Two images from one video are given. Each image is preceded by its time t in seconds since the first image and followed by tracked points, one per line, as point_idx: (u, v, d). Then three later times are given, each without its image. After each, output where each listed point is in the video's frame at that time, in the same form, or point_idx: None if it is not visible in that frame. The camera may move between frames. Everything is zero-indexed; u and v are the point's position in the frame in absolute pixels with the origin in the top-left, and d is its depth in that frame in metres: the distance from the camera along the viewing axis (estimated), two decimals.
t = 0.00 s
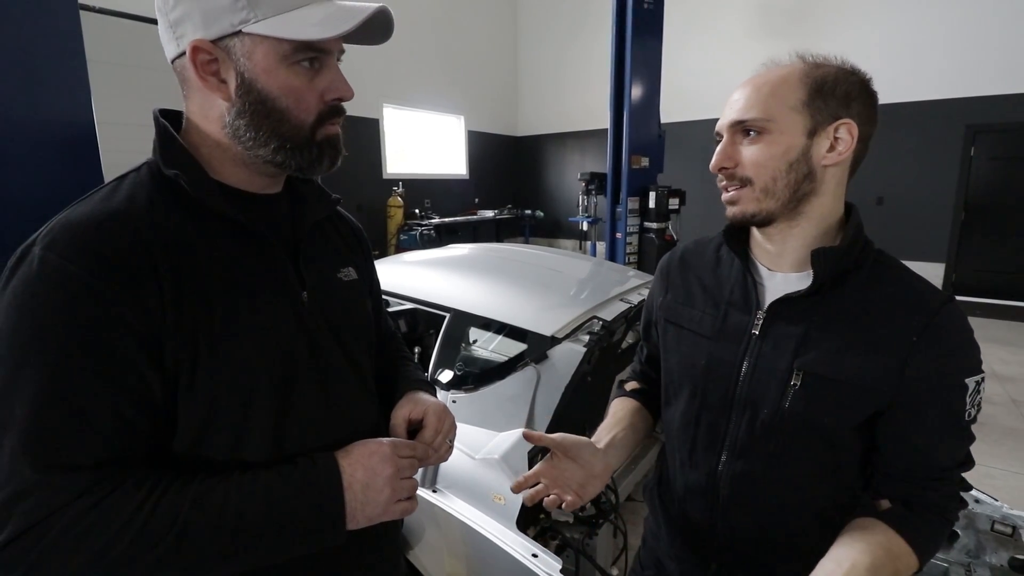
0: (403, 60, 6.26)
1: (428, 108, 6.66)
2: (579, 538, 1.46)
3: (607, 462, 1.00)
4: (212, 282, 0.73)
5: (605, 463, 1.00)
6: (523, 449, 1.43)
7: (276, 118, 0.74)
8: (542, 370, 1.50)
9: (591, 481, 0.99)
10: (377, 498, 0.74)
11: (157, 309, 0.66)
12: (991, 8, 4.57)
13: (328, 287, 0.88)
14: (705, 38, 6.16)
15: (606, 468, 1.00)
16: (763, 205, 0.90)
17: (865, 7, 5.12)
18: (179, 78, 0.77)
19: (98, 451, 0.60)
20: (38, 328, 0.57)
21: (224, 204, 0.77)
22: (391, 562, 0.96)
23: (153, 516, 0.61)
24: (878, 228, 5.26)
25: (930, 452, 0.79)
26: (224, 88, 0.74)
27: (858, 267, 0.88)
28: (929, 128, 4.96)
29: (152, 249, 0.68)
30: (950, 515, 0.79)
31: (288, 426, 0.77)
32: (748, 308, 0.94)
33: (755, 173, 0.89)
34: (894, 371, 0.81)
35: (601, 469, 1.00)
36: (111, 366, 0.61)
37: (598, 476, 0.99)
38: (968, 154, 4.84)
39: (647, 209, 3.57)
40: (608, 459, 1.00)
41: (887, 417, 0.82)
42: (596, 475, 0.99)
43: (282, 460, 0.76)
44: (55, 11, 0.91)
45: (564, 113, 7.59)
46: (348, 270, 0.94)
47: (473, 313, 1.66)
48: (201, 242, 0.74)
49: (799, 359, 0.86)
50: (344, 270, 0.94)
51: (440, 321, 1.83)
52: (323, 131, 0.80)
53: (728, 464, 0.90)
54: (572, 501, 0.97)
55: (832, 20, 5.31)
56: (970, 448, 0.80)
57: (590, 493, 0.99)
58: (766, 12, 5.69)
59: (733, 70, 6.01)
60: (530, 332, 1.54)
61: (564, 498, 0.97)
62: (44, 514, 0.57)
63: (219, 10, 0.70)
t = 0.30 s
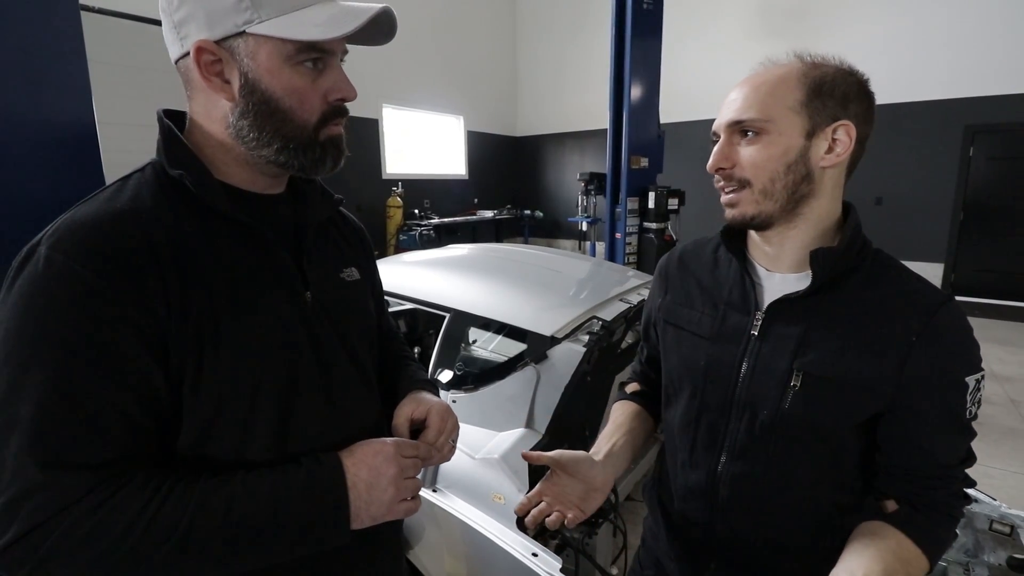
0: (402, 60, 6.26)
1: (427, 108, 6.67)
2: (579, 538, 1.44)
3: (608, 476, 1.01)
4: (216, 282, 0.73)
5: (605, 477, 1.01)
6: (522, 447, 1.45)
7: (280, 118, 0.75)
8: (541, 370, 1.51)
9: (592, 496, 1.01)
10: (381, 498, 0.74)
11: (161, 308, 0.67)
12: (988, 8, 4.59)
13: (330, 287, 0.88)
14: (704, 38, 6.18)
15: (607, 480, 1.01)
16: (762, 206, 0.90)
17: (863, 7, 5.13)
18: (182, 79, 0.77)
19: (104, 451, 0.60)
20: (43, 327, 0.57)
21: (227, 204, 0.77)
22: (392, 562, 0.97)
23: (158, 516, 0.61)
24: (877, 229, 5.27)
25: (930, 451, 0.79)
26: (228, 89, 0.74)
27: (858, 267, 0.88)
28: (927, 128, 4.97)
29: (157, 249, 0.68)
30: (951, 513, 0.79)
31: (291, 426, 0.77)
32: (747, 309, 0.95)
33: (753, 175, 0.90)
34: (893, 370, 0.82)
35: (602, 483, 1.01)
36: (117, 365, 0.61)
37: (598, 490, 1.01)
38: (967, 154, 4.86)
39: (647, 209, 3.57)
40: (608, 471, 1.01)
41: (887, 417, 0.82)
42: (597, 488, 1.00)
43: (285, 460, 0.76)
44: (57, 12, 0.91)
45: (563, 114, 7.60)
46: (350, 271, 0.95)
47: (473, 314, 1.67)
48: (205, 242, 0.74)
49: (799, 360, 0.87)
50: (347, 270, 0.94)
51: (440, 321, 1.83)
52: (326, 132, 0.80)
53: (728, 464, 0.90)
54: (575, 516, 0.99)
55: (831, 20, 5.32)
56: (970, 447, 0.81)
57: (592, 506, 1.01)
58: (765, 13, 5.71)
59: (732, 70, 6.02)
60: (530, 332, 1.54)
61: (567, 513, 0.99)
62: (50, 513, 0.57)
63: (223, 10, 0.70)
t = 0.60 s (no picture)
0: (401, 60, 6.26)
1: (426, 108, 6.66)
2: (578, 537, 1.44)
3: (605, 475, 1.01)
4: (217, 281, 0.73)
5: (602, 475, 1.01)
6: (522, 447, 1.46)
7: (281, 118, 0.75)
8: (541, 369, 1.52)
9: (590, 495, 1.01)
10: (382, 498, 0.74)
11: (163, 307, 0.67)
12: (986, 8, 4.61)
13: (331, 286, 0.88)
14: (702, 38, 6.19)
15: (604, 479, 1.01)
16: (759, 207, 0.91)
17: (862, 7, 5.14)
18: (183, 78, 0.77)
19: (105, 450, 0.60)
20: (44, 326, 0.57)
21: (228, 204, 0.77)
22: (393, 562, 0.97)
23: (159, 515, 0.61)
24: (876, 229, 5.28)
25: (931, 450, 0.80)
26: (229, 88, 0.74)
27: (858, 267, 0.88)
28: (926, 128, 4.98)
29: (158, 248, 0.68)
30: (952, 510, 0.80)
31: (293, 426, 0.77)
32: (747, 308, 0.95)
33: (749, 175, 0.90)
34: (894, 369, 0.82)
35: (599, 482, 1.01)
36: (118, 364, 0.61)
37: (596, 489, 1.01)
38: (965, 154, 4.87)
39: (646, 209, 3.58)
40: (605, 470, 1.01)
41: (888, 417, 0.82)
42: (595, 487, 1.01)
43: (286, 459, 0.76)
44: (55, 11, 0.91)
45: (562, 114, 7.60)
46: (351, 270, 0.95)
47: (472, 313, 1.67)
48: (206, 241, 0.74)
49: (799, 360, 0.87)
50: (348, 270, 0.94)
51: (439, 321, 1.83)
52: (327, 131, 0.80)
53: (728, 464, 0.91)
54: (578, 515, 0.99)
55: (829, 20, 5.33)
56: (972, 444, 0.81)
57: (590, 504, 1.01)
58: (763, 13, 5.72)
59: (730, 71, 6.03)
60: (529, 332, 1.54)
61: (569, 513, 1.00)
62: (52, 513, 0.57)
63: (224, 10, 0.70)
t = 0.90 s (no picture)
0: (400, 59, 6.26)
1: (424, 107, 6.66)
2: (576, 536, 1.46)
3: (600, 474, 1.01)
4: (218, 280, 0.73)
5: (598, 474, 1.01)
6: (520, 447, 1.45)
7: (281, 116, 0.75)
8: (540, 369, 1.51)
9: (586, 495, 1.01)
10: (382, 497, 0.75)
11: (163, 307, 0.67)
12: (984, 11, 4.62)
13: (331, 286, 0.88)
14: (701, 39, 6.20)
15: (599, 479, 1.01)
16: (756, 210, 0.91)
17: (860, 9, 5.16)
18: (183, 76, 0.77)
19: (105, 449, 0.60)
20: (45, 325, 0.57)
21: (228, 203, 0.77)
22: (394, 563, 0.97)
23: (160, 514, 0.61)
24: (873, 230, 5.30)
25: (932, 452, 0.80)
26: (229, 87, 0.74)
27: (858, 269, 0.89)
28: (922, 130, 5.00)
29: (158, 248, 0.68)
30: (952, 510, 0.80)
31: (293, 425, 0.77)
32: (746, 310, 0.95)
33: (745, 179, 0.91)
34: (893, 371, 0.82)
35: (594, 482, 1.01)
36: (118, 365, 0.61)
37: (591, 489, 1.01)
38: (962, 156, 4.88)
39: (644, 209, 3.58)
40: (599, 469, 1.01)
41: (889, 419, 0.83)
42: (589, 487, 1.01)
43: (285, 460, 0.76)
44: (54, 12, 0.91)
45: (561, 114, 7.61)
46: (351, 269, 0.95)
47: (471, 313, 1.67)
48: (207, 241, 0.74)
49: (800, 362, 0.87)
50: (348, 269, 0.94)
51: (437, 321, 1.83)
52: (327, 130, 0.80)
53: (728, 466, 0.91)
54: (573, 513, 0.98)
55: (828, 22, 5.35)
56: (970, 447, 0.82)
57: (586, 504, 1.01)
58: (762, 14, 5.73)
59: (729, 71, 6.04)
60: (528, 332, 1.54)
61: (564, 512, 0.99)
62: (52, 512, 0.57)
63: (224, 8, 0.70)
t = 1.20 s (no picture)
0: (398, 59, 6.25)
1: (422, 107, 6.65)
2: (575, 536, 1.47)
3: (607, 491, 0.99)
4: (215, 280, 0.73)
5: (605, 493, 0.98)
6: (519, 446, 1.45)
7: (276, 113, 0.75)
8: (538, 369, 1.51)
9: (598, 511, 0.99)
10: (382, 497, 0.75)
11: (160, 307, 0.66)
12: (980, 11, 4.64)
13: (330, 286, 0.88)
14: (699, 39, 6.20)
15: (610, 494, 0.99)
16: (757, 209, 0.91)
17: (857, 9, 5.18)
18: (178, 75, 0.77)
19: (101, 449, 0.60)
20: (42, 324, 0.57)
21: (227, 203, 0.77)
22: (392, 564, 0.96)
23: (158, 515, 0.61)
24: (870, 229, 5.31)
25: (930, 451, 0.80)
26: (224, 84, 0.74)
27: (856, 268, 0.89)
28: (919, 129, 5.02)
29: (156, 247, 0.68)
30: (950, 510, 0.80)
31: (292, 425, 0.77)
32: (745, 310, 0.95)
33: (747, 177, 0.91)
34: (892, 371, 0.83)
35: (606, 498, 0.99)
36: (115, 365, 0.61)
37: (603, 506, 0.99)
38: (958, 155, 4.90)
39: (642, 209, 3.58)
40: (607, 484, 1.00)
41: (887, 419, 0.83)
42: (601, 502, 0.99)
43: (283, 460, 0.76)
44: (53, 10, 0.91)
45: (559, 114, 7.61)
46: (349, 269, 0.95)
47: (469, 313, 1.66)
48: (205, 240, 0.74)
49: (798, 362, 0.88)
50: (346, 268, 0.94)
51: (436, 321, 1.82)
52: (322, 128, 0.80)
53: (726, 467, 0.91)
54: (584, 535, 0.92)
55: (825, 22, 5.36)
56: (974, 449, 0.81)
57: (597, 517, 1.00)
58: (760, 14, 5.74)
59: (727, 71, 6.05)
60: (526, 331, 1.54)
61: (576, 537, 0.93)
62: (47, 513, 0.57)
63: (217, 4, 0.70)
